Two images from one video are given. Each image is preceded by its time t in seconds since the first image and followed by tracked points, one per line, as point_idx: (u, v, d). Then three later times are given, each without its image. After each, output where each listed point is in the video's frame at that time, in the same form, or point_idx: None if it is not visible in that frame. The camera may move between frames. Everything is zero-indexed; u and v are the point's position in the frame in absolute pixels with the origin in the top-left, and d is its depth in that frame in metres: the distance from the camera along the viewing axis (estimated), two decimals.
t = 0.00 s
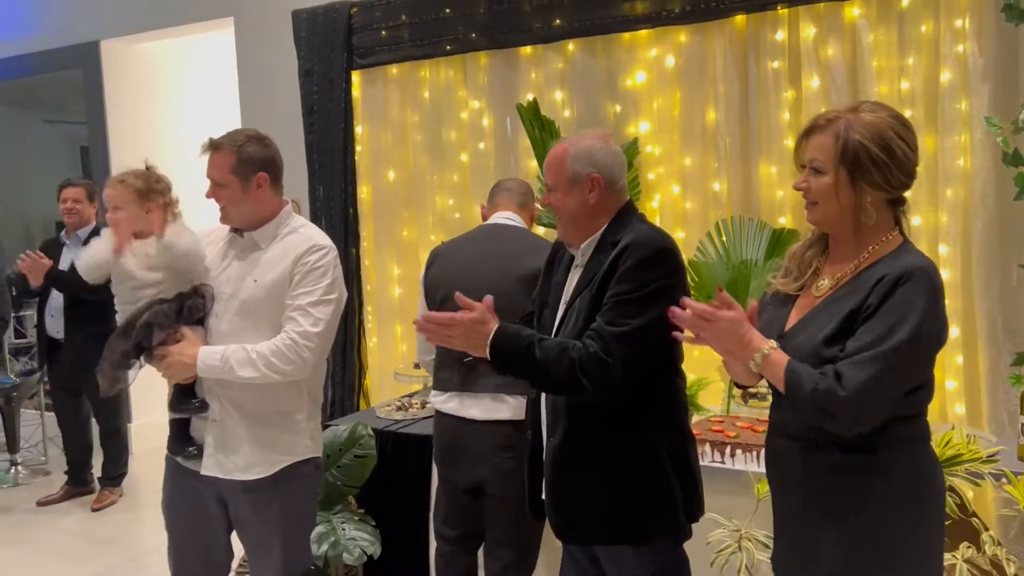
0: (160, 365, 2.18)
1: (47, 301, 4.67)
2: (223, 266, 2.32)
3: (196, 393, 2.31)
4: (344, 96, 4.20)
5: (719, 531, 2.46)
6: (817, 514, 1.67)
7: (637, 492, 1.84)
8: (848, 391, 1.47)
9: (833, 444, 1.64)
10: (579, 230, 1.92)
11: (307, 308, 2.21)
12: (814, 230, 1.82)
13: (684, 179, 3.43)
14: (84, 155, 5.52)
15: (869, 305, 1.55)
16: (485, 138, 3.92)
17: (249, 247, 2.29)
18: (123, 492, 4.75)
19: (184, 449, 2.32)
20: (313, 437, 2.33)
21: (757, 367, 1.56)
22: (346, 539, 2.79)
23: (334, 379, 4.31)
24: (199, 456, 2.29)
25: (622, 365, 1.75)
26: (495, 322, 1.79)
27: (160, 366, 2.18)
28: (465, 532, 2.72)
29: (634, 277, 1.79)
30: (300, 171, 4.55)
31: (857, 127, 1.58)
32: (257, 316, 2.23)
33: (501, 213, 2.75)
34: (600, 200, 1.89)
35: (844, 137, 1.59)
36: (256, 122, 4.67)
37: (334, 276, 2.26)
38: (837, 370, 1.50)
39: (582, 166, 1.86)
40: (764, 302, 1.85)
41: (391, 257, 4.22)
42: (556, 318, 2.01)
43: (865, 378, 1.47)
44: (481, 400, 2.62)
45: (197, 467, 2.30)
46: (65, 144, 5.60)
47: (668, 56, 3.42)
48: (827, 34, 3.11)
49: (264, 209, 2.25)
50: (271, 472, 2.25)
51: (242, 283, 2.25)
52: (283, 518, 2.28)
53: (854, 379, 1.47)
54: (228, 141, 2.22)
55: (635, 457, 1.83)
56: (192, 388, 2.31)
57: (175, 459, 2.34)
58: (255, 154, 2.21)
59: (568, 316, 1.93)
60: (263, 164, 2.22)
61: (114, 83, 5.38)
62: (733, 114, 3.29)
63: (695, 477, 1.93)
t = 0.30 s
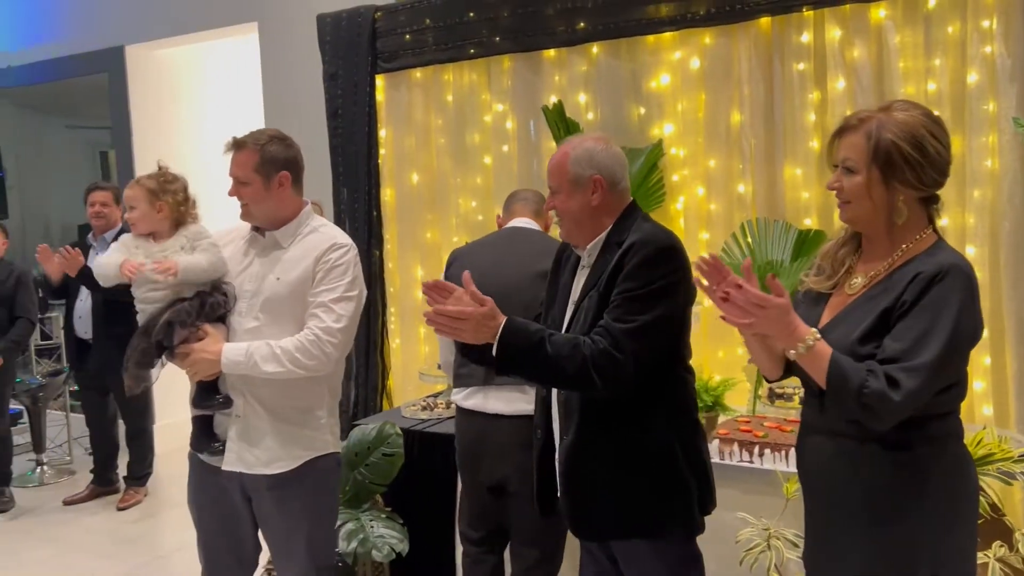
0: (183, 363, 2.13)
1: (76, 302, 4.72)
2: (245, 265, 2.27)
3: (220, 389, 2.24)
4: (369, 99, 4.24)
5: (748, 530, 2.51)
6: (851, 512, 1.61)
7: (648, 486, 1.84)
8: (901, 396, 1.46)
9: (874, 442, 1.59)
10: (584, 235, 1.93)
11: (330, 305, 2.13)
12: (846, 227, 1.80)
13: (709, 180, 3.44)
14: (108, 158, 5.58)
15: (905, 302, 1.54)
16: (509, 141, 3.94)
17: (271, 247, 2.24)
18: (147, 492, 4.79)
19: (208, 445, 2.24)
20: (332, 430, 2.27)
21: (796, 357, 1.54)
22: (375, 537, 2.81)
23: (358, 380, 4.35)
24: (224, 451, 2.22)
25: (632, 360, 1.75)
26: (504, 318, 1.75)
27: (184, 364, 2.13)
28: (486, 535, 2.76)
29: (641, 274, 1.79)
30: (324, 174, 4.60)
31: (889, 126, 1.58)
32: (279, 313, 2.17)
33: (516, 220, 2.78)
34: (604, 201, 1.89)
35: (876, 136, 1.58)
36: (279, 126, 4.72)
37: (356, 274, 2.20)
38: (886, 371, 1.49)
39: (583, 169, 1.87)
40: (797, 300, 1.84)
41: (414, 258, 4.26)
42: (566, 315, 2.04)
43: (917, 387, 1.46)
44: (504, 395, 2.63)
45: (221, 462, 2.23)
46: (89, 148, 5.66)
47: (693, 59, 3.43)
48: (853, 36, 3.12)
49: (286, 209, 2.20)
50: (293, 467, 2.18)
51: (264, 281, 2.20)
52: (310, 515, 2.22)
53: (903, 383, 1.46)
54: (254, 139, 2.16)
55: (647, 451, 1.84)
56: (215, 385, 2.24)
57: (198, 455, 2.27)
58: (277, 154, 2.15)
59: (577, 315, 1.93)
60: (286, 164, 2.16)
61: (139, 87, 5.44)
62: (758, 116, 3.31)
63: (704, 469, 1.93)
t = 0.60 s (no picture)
0: (194, 363, 2.09)
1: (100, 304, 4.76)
2: (255, 266, 2.24)
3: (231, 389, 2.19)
4: (390, 102, 4.24)
5: (778, 534, 2.53)
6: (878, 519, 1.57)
7: (662, 491, 1.80)
8: (928, 396, 1.41)
9: (906, 444, 1.53)
10: (590, 236, 1.88)
11: (340, 304, 2.11)
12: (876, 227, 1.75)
13: (734, 180, 3.41)
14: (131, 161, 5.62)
15: (938, 303, 1.49)
16: (531, 142, 3.93)
17: (281, 248, 2.21)
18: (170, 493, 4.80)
19: (223, 446, 2.20)
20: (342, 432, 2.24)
21: (823, 364, 1.51)
22: (399, 539, 2.78)
23: (380, 382, 4.35)
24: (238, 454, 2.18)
25: (638, 363, 1.71)
26: (506, 326, 1.72)
27: (195, 364, 2.09)
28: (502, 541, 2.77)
29: (647, 276, 1.75)
30: (345, 176, 4.61)
31: (922, 123, 1.53)
32: (290, 315, 2.15)
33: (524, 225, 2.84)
34: (607, 204, 1.84)
35: (909, 132, 1.54)
36: (301, 129, 4.74)
37: (367, 274, 2.17)
38: (915, 373, 1.45)
39: (586, 170, 1.82)
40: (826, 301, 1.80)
41: (435, 260, 4.25)
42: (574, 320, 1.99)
43: (946, 387, 1.41)
44: (508, 393, 2.61)
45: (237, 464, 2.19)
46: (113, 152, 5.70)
47: (717, 58, 3.40)
48: (881, 34, 3.09)
49: (295, 209, 2.16)
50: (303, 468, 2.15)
51: (274, 282, 2.17)
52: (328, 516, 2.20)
53: (933, 383, 1.41)
54: (265, 138, 2.14)
55: (660, 455, 1.79)
56: (226, 384, 2.19)
57: (213, 457, 2.23)
58: (286, 154, 2.13)
59: (586, 318, 1.89)
60: (295, 164, 2.14)
61: (162, 90, 5.48)
62: (784, 115, 3.28)
63: (723, 472, 1.88)
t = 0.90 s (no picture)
0: (191, 369, 2.05)
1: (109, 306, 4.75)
2: (248, 273, 2.21)
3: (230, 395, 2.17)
4: (399, 105, 4.23)
5: (789, 543, 2.53)
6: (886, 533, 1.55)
7: (658, 499, 1.75)
8: (925, 395, 1.39)
9: (918, 454, 1.50)
10: (587, 243, 1.84)
11: (336, 309, 2.09)
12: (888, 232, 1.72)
13: (745, 184, 3.39)
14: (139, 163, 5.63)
15: (949, 307, 1.46)
16: (540, 145, 3.90)
17: (277, 253, 2.18)
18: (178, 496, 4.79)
19: (221, 450, 2.19)
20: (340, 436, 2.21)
21: (826, 368, 1.48)
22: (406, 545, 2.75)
23: (388, 385, 4.34)
24: (235, 458, 2.17)
25: (626, 368, 1.66)
26: (501, 330, 1.71)
27: (192, 369, 2.05)
28: (504, 544, 2.80)
29: (640, 280, 1.70)
30: (354, 179, 4.60)
31: (935, 128, 1.50)
32: (287, 319, 2.12)
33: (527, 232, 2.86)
34: (603, 210, 1.80)
35: (922, 137, 1.50)
36: (310, 131, 4.73)
37: (362, 278, 2.15)
38: (913, 374, 1.42)
39: (580, 178, 1.78)
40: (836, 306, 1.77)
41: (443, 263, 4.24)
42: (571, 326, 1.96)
43: (944, 385, 1.38)
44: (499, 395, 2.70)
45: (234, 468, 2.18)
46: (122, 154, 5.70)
47: (728, 61, 3.38)
48: (894, 37, 3.06)
49: (292, 212, 2.15)
50: (298, 473, 2.13)
51: (270, 287, 2.15)
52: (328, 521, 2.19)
53: (929, 382, 1.39)
54: (262, 144, 2.12)
55: (655, 461, 1.75)
56: (225, 390, 2.17)
57: (211, 460, 2.22)
58: (281, 159, 2.11)
59: (582, 325, 1.86)
60: (290, 169, 2.12)
61: (172, 93, 5.49)
62: (795, 118, 3.25)
63: (721, 482, 1.83)
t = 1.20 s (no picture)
0: (183, 369, 2.05)
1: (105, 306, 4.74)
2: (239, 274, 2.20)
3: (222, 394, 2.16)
4: (397, 106, 4.24)
5: (784, 544, 2.56)
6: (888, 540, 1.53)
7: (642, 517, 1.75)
8: (943, 411, 1.37)
9: (916, 459, 1.49)
10: (582, 243, 1.84)
11: (333, 307, 2.09)
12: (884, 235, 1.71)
13: (741, 188, 3.40)
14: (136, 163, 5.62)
15: (948, 313, 1.45)
16: (537, 148, 3.92)
17: (269, 253, 2.17)
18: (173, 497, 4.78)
19: (210, 449, 2.17)
20: (330, 433, 2.22)
21: (835, 365, 1.45)
22: (401, 546, 2.75)
23: (384, 387, 4.34)
24: (225, 455, 2.15)
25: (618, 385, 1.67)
26: (489, 334, 1.67)
27: (183, 369, 2.04)
28: (495, 546, 2.85)
29: (634, 294, 1.70)
30: (351, 180, 4.60)
31: (933, 132, 1.48)
32: (282, 319, 2.12)
33: (520, 236, 2.94)
34: (601, 212, 1.80)
35: (921, 141, 1.48)
36: (307, 132, 4.74)
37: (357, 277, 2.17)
38: (929, 386, 1.40)
39: (581, 177, 1.78)
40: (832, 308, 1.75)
41: (440, 264, 4.25)
42: (563, 328, 1.95)
43: (960, 402, 1.38)
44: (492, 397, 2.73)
45: (223, 467, 2.16)
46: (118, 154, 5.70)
47: (725, 65, 3.40)
48: (890, 42, 3.08)
49: (289, 212, 2.16)
50: (298, 468, 2.14)
51: (262, 287, 2.13)
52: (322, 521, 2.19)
53: (947, 398, 1.38)
54: (259, 144, 2.12)
55: (641, 476, 1.75)
56: (216, 390, 2.16)
57: (199, 460, 2.20)
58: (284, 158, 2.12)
59: (574, 329, 1.86)
60: (290, 167, 2.14)
61: (169, 93, 5.49)
62: (791, 122, 3.27)
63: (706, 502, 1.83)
